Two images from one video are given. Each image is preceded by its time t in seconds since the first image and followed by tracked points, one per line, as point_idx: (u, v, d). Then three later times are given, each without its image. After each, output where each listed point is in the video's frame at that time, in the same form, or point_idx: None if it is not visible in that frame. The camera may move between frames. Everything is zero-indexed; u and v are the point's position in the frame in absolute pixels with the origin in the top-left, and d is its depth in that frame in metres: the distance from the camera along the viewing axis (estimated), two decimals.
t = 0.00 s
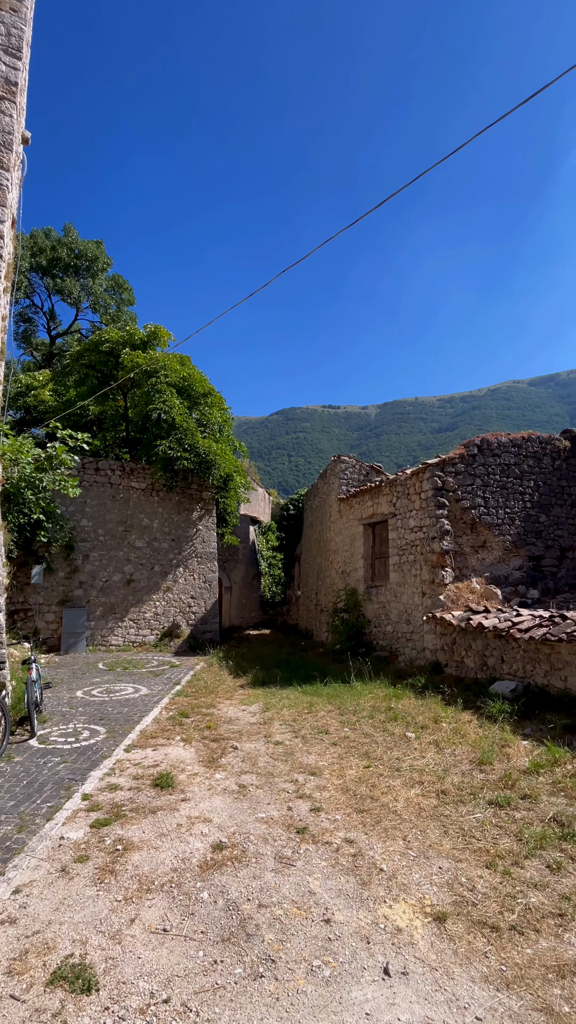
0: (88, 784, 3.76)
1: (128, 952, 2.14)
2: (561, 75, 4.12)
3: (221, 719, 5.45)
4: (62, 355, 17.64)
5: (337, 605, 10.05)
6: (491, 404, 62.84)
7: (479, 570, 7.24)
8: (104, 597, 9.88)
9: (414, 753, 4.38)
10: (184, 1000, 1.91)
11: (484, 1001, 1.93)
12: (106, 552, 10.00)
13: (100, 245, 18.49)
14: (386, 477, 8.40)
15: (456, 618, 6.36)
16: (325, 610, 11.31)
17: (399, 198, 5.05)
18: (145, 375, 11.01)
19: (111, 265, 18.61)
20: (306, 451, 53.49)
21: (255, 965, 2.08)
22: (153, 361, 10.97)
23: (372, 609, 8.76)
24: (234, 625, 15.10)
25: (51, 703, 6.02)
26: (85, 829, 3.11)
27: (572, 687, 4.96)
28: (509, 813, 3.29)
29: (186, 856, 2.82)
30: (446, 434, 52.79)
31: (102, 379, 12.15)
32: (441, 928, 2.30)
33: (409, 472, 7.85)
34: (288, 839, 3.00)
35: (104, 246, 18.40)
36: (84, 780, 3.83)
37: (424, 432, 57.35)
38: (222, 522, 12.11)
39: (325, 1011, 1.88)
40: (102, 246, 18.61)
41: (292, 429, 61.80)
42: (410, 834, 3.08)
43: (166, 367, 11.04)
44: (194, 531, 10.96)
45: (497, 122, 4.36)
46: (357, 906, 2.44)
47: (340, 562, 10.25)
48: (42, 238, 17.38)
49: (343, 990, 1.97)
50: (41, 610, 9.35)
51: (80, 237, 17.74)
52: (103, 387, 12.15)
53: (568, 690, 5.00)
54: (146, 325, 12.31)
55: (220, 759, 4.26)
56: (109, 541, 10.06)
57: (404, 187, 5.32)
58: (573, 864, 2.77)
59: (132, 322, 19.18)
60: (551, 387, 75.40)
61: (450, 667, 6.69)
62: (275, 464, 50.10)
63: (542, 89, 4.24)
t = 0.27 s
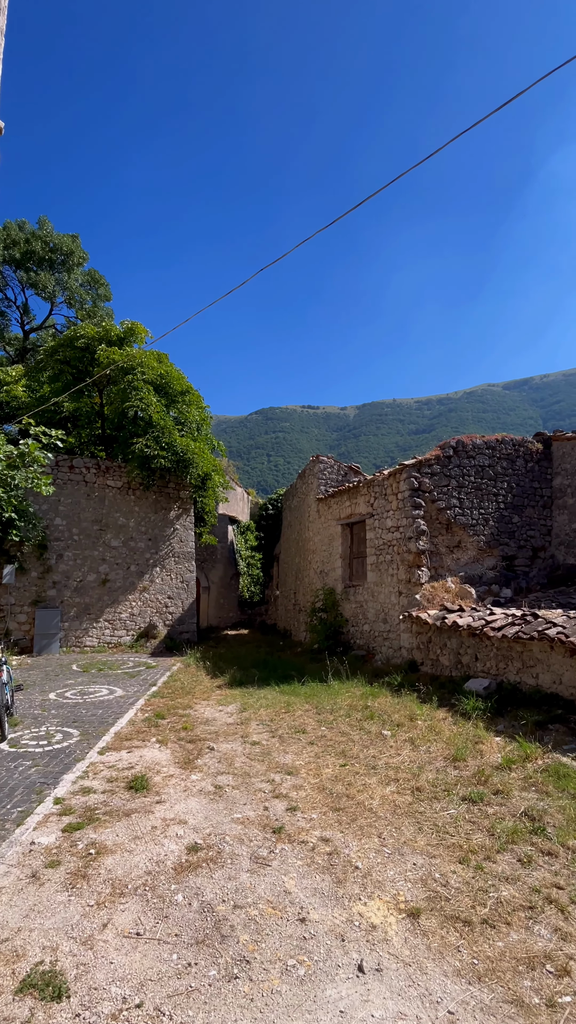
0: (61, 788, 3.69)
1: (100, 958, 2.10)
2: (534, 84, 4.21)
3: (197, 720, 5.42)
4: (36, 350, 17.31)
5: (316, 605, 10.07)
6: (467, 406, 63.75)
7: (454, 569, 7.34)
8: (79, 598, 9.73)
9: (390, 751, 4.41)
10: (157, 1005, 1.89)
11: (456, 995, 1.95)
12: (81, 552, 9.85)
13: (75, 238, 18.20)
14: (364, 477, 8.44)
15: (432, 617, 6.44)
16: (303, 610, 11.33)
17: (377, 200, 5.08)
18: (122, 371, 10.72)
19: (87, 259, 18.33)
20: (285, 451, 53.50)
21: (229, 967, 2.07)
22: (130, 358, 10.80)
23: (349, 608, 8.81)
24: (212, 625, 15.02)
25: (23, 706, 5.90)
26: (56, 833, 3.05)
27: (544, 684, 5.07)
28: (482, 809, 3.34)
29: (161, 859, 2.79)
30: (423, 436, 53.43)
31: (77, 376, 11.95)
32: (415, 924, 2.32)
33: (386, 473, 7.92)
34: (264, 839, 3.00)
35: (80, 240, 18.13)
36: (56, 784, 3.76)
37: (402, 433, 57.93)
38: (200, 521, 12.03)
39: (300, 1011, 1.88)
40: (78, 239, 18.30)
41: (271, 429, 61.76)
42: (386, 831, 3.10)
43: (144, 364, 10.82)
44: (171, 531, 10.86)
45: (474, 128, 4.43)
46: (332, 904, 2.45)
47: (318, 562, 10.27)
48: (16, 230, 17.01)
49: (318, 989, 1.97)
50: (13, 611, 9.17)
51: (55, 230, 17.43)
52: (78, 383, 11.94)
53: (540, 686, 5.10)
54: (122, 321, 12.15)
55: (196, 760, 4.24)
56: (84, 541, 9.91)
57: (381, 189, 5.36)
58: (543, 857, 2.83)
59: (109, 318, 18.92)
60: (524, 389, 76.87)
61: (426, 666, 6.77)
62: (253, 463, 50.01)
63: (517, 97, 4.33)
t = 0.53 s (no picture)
0: (33, 792, 3.62)
1: (71, 965, 2.07)
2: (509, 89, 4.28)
3: (174, 722, 5.37)
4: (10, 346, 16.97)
5: (295, 605, 10.08)
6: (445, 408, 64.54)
7: (431, 569, 7.42)
8: (53, 598, 9.57)
9: (367, 749, 4.44)
10: (129, 1011, 1.86)
11: (431, 991, 1.97)
12: (55, 552, 9.69)
13: (51, 232, 17.89)
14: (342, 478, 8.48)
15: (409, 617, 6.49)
16: (282, 610, 11.33)
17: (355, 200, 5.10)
18: (98, 369, 10.59)
19: (63, 254, 18.03)
20: (265, 451, 53.45)
21: (204, 970, 2.05)
22: (106, 354, 10.64)
23: (328, 608, 8.83)
24: (190, 625, 14.92)
25: None
26: (28, 839, 2.99)
27: (518, 682, 5.15)
28: (457, 805, 3.38)
29: (135, 863, 2.76)
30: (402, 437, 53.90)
31: (52, 372, 11.75)
32: (390, 921, 2.34)
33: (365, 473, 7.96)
34: (240, 840, 2.98)
35: (56, 235, 17.83)
36: (28, 788, 3.69)
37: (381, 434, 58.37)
38: (178, 520, 11.93)
39: (275, 1012, 1.87)
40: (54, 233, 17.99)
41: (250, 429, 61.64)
42: (362, 830, 3.11)
43: (121, 361, 10.69)
44: (148, 530, 10.75)
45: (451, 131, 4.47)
46: (308, 904, 2.44)
47: (297, 562, 10.28)
48: None
49: (293, 989, 1.97)
50: None
51: (30, 224, 17.11)
52: (53, 379, 11.75)
53: (513, 684, 5.18)
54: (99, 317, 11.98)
55: (173, 762, 4.20)
56: (58, 540, 9.76)
57: (359, 190, 5.38)
58: (516, 851, 2.87)
59: (86, 313, 18.65)
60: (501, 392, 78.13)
61: (403, 665, 6.82)
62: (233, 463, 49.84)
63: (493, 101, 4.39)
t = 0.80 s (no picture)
0: (5, 797, 3.55)
1: (43, 971, 2.03)
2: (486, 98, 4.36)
3: (151, 724, 5.31)
4: None
5: (274, 605, 10.08)
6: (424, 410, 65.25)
7: (409, 569, 7.49)
8: (27, 599, 9.41)
9: (344, 748, 4.46)
10: (102, 1017, 1.83)
11: (405, 986, 1.99)
12: (29, 552, 9.53)
13: (27, 226, 17.57)
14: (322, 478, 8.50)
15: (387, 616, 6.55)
16: (261, 610, 11.31)
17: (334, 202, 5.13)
18: (74, 366, 10.45)
19: (39, 248, 17.72)
20: (245, 451, 53.31)
21: (178, 973, 2.04)
22: (83, 351, 10.50)
23: (307, 608, 8.85)
24: (168, 626, 14.81)
25: None
26: None
27: (492, 680, 5.23)
28: (432, 802, 3.42)
29: (110, 866, 2.73)
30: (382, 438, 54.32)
31: (28, 368, 11.55)
32: (366, 918, 2.35)
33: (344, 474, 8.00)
34: (217, 842, 2.97)
35: (32, 228, 17.52)
36: None
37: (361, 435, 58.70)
38: (157, 519, 11.84)
39: (249, 1012, 1.87)
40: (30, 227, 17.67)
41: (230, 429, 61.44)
42: (339, 828, 3.13)
43: (98, 358, 10.57)
44: (125, 530, 10.63)
45: (429, 136, 4.53)
46: (284, 904, 2.44)
47: (277, 562, 10.28)
48: None
49: (268, 989, 1.97)
50: None
51: (5, 216, 16.78)
52: (28, 375, 11.54)
53: (488, 682, 5.26)
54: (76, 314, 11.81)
55: (149, 764, 4.16)
56: (33, 540, 9.59)
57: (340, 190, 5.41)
58: (489, 847, 2.92)
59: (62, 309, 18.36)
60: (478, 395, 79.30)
61: (381, 664, 6.88)
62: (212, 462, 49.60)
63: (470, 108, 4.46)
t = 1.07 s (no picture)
0: None
1: (16, 978, 2.00)
2: (462, 105, 4.44)
3: (128, 725, 5.26)
4: None
5: (255, 605, 10.06)
6: (404, 412, 65.81)
7: (388, 569, 7.55)
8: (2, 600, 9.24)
9: (323, 748, 4.48)
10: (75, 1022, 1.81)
11: (381, 982, 2.01)
12: (4, 551, 9.36)
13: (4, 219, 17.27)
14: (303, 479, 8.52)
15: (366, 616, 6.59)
16: (242, 611, 11.29)
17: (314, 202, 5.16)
18: (52, 362, 10.30)
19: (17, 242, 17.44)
20: (225, 451, 53.13)
21: (154, 975, 2.03)
22: (61, 348, 10.37)
23: (288, 608, 8.86)
24: (147, 626, 14.68)
25: None
26: None
27: (469, 678, 5.31)
28: (409, 800, 3.45)
29: (85, 870, 2.70)
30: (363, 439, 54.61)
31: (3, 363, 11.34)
32: (342, 916, 2.36)
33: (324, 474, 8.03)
34: (194, 843, 2.96)
35: (10, 222, 17.22)
36: None
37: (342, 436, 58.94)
38: (136, 519, 11.72)
39: (225, 1013, 1.87)
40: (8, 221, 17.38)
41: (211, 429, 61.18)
42: (316, 827, 3.14)
43: (76, 355, 10.43)
44: (103, 529, 10.51)
45: (408, 140, 4.59)
46: (261, 904, 2.44)
47: (258, 562, 10.27)
48: None
49: (245, 989, 1.97)
50: None
51: None
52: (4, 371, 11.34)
53: (464, 680, 5.33)
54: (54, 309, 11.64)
55: (126, 766, 4.12)
56: (8, 539, 9.43)
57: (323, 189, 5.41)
58: (464, 843, 2.96)
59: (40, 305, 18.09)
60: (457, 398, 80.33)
61: (360, 664, 6.92)
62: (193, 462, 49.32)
63: (447, 114, 4.53)
